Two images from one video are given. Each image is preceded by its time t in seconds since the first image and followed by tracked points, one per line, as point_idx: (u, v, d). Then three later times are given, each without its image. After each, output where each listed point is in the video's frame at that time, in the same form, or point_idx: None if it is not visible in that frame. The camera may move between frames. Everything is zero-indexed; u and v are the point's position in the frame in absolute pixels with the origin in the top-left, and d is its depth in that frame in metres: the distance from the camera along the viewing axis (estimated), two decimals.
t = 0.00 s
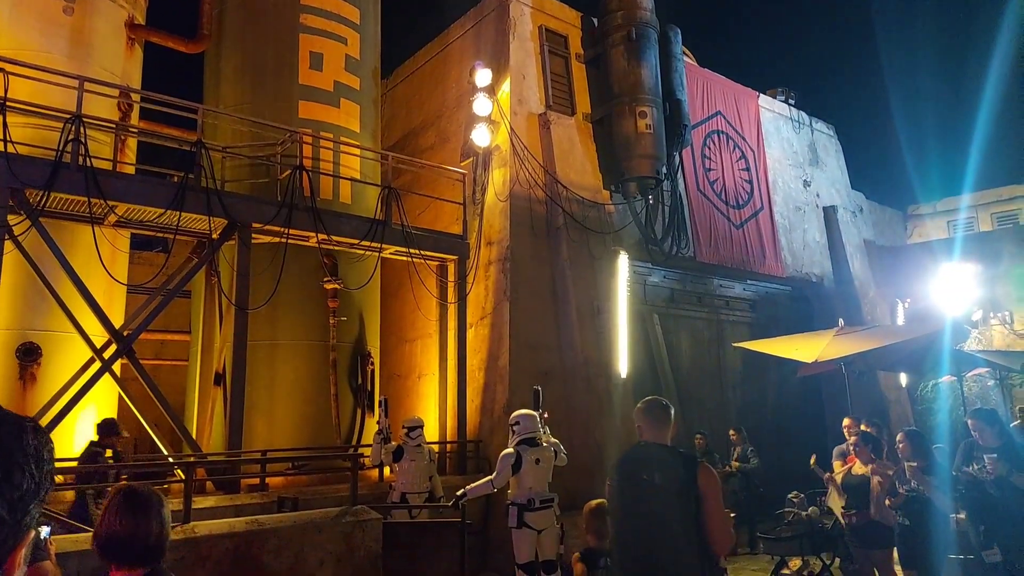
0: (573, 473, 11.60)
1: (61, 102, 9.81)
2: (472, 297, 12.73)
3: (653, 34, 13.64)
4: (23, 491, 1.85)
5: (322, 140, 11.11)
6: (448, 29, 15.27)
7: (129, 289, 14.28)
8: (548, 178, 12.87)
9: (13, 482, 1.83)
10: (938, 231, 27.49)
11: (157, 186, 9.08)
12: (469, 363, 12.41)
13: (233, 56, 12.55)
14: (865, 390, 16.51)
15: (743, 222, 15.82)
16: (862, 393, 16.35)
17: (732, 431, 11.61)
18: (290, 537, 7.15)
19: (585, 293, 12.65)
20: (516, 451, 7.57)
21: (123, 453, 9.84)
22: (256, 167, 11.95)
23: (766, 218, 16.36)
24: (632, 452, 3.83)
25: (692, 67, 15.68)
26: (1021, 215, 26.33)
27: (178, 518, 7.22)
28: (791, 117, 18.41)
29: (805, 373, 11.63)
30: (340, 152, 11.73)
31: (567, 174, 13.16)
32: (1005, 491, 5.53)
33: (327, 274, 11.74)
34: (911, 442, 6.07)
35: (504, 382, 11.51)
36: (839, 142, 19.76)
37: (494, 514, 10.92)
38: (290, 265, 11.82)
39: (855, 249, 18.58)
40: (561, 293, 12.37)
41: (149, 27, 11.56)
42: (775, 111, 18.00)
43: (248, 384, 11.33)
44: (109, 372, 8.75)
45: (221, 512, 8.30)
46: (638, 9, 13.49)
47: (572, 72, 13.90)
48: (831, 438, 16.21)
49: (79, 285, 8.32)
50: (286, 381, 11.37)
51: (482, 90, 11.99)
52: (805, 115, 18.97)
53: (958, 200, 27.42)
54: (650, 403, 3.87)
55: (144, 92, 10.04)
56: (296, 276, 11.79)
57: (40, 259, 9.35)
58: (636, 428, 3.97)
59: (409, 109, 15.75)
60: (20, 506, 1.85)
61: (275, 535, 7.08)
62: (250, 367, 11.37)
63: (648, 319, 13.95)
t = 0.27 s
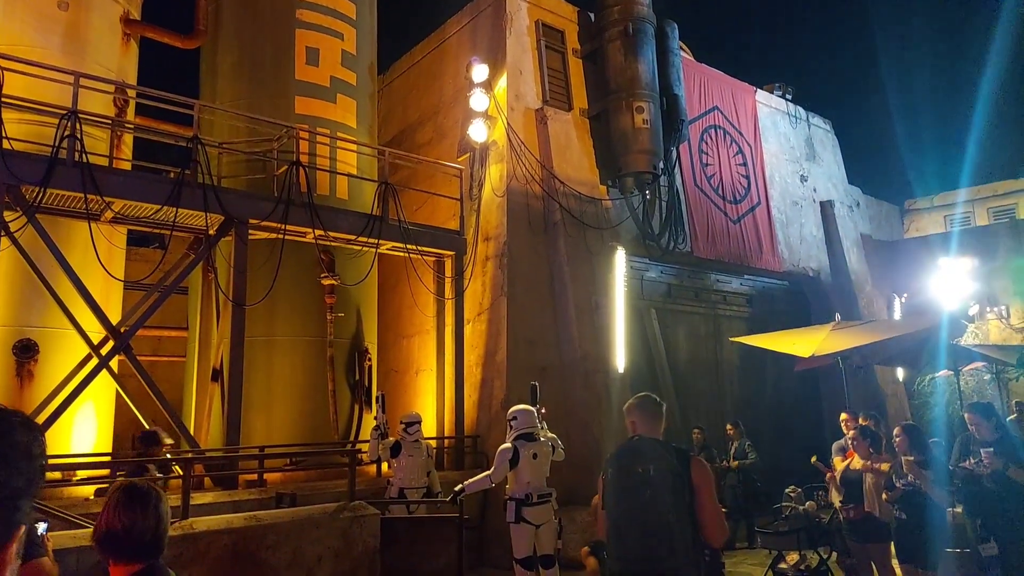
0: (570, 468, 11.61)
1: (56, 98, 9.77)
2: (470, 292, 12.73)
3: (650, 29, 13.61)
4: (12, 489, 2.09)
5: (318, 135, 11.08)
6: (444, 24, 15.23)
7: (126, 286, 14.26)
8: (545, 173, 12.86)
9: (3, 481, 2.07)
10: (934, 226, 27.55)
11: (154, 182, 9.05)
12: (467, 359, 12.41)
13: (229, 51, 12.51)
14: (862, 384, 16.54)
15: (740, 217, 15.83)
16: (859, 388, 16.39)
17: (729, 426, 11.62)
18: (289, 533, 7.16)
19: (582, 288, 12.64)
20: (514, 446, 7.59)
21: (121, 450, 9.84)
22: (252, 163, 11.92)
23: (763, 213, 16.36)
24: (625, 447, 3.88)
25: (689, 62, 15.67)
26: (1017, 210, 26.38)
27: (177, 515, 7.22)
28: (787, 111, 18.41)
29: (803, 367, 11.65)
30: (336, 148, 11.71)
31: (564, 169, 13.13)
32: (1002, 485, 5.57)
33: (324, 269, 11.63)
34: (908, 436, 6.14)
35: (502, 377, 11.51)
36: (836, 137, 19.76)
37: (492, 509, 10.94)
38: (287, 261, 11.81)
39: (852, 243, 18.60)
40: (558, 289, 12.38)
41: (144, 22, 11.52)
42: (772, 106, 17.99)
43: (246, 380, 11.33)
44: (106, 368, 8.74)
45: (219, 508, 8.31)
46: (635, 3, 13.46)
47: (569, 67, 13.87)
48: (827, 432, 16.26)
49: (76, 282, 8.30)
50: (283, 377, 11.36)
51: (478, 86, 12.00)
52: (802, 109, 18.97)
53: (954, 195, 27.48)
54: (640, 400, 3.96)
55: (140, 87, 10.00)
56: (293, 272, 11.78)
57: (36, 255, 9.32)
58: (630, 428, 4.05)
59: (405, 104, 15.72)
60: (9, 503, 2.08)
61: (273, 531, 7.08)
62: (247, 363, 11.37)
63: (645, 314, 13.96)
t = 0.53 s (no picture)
0: (567, 465, 11.62)
1: (51, 95, 9.73)
2: (467, 290, 12.73)
3: (646, 26, 13.59)
4: None
5: (315, 132, 11.05)
6: (441, 21, 15.20)
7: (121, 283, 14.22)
8: (542, 170, 12.85)
9: None
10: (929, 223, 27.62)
11: (149, 179, 9.02)
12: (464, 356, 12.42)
13: (225, 48, 12.47)
14: (858, 380, 16.58)
15: (737, 215, 15.83)
16: (855, 384, 16.43)
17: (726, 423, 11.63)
18: (286, 531, 7.16)
19: (579, 285, 12.63)
20: (511, 443, 7.59)
21: (116, 448, 9.82)
22: (248, 160, 11.89)
23: (760, 210, 16.36)
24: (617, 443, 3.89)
25: (686, 59, 15.67)
26: (1013, 207, 26.45)
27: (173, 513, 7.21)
28: (784, 109, 18.42)
29: (799, 364, 11.68)
30: (333, 145, 11.68)
31: (560, 166, 13.12)
32: (996, 482, 5.58)
33: (321, 267, 11.61)
34: (905, 434, 6.13)
35: (499, 375, 11.51)
36: (833, 134, 19.77)
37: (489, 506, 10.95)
38: (283, 259, 11.79)
39: (848, 240, 18.63)
40: (555, 286, 12.39)
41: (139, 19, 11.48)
42: (768, 103, 18.00)
43: (242, 378, 11.30)
44: (102, 366, 8.72)
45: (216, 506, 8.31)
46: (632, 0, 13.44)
47: (566, 64, 13.86)
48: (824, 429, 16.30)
49: (71, 280, 8.27)
50: (280, 375, 11.34)
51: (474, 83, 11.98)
52: (799, 107, 18.98)
53: (949, 192, 27.54)
54: (636, 396, 3.93)
55: (135, 84, 9.96)
56: (289, 270, 11.76)
57: (31, 253, 9.29)
58: (619, 421, 4.00)
59: (402, 101, 15.68)
60: None
61: (271, 529, 7.08)
62: (244, 361, 11.35)
63: (642, 311, 13.97)
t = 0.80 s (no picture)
0: (564, 463, 11.63)
1: (46, 93, 9.68)
2: (463, 288, 12.72)
3: (643, 24, 13.58)
4: None
5: (311, 130, 11.03)
6: (437, 19, 15.17)
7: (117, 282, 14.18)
8: (538, 168, 12.84)
9: None
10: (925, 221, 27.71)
11: (144, 177, 8.99)
12: (461, 354, 12.42)
13: (220, 46, 12.43)
14: (853, 378, 16.62)
15: (733, 213, 15.84)
16: (851, 382, 16.47)
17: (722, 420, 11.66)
18: (282, 529, 7.17)
19: (575, 284, 12.64)
20: (508, 441, 7.61)
21: (112, 447, 9.80)
22: (244, 158, 11.86)
23: (756, 208, 16.38)
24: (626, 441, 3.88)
25: (682, 57, 15.67)
26: (1008, 205, 26.55)
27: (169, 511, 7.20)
28: (780, 107, 18.43)
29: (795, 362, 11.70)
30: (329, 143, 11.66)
31: (557, 164, 13.11)
32: (990, 478, 5.60)
33: (317, 265, 11.60)
34: (899, 431, 6.14)
35: (495, 373, 11.51)
36: (829, 132, 19.80)
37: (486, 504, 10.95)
38: (279, 257, 11.77)
39: (844, 238, 18.66)
40: (552, 285, 12.39)
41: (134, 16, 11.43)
42: (764, 101, 18.01)
43: (239, 377, 11.25)
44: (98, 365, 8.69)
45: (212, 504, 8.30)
46: None
47: (562, 62, 13.84)
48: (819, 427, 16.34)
49: (66, 278, 8.24)
50: (276, 373, 11.32)
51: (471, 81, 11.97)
52: (795, 105, 18.99)
53: (944, 190, 27.63)
54: (646, 393, 3.91)
55: (130, 82, 9.92)
56: (286, 268, 11.74)
57: (26, 251, 9.25)
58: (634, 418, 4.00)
59: (399, 99, 15.66)
60: None
61: (266, 527, 7.08)
62: (240, 359, 11.33)
63: (639, 309, 13.99)
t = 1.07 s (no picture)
0: (560, 462, 11.63)
1: (41, 90, 9.65)
2: (460, 286, 12.72)
3: (640, 23, 13.58)
4: None
5: (307, 128, 11.00)
6: (434, 17, 15.14)
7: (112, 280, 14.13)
8: (535, 167, 12.83)
9: None
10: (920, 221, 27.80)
11: (140, 175, 8.96)
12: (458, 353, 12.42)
13: (216, 43, 12.39)
14: (849, 377, 16.66)
15: (729, 212, 15.85)
16: (846, 381, 16.51)
17: (719, 419, 11.75)
18: (278, 528, 7.15)
19: (572, 283, 12.63)
20: (504, 440, 7.61)
21: (106, 445, 9.78)
22: (240, 156, 11.82)
23: (752, 208, 16.39)
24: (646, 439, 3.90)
25: (679, 56, 15.67)
26: (1003, 205, 26.64)
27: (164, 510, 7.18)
28: (777, 106, 18.45)
29: (791, 361, 11.73)
30: (325, 141, 11.64)
31: (554, 163, 13.09)
32: (985, 477, 5.63)
33: (313, 263, 11.58)
34: (895, 430, 6.17)
35: (492, 371, 11.50)
36: (824, 132, 19.82)
37: (481, 503, 10.95)
38: (275, 255, 11.74)
39: (840, 237, 18.69)
40: (549, 284, 12.38)
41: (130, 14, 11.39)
42: (761, 101, 18.02)
43: (233, 377, 11.29)
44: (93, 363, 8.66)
45: (207, 503, 8.28)
46: None
47: (559, 61, 13.84)
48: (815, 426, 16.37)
49: (61, 276, 8.21)
50: (272, 372, 11.30)
51: (468, 79, 11.96)
52: (791, 104, 19.01)
53: (939, 190, 27.73)
54: (665, 388, 3.90)
55: (126, 79, 9.89)
56: (282, 266, 11.72)
57: (20, 249, 9.21)
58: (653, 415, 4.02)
59: (395, 97, 15.64)
60: None
61: (262, 526, 7.06)
62: (235, 357, 11.31)
63: (635, 308, 14.00)
